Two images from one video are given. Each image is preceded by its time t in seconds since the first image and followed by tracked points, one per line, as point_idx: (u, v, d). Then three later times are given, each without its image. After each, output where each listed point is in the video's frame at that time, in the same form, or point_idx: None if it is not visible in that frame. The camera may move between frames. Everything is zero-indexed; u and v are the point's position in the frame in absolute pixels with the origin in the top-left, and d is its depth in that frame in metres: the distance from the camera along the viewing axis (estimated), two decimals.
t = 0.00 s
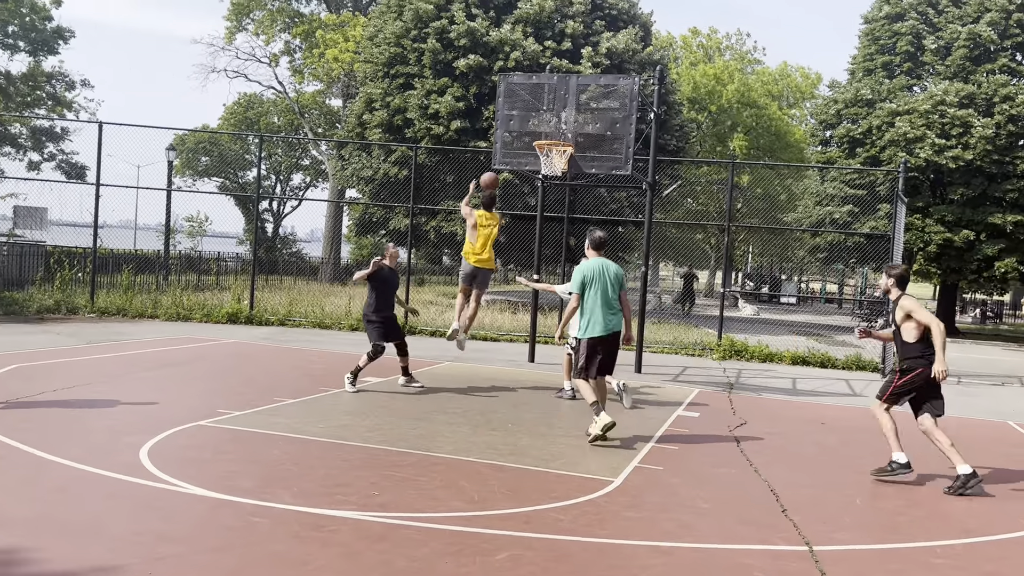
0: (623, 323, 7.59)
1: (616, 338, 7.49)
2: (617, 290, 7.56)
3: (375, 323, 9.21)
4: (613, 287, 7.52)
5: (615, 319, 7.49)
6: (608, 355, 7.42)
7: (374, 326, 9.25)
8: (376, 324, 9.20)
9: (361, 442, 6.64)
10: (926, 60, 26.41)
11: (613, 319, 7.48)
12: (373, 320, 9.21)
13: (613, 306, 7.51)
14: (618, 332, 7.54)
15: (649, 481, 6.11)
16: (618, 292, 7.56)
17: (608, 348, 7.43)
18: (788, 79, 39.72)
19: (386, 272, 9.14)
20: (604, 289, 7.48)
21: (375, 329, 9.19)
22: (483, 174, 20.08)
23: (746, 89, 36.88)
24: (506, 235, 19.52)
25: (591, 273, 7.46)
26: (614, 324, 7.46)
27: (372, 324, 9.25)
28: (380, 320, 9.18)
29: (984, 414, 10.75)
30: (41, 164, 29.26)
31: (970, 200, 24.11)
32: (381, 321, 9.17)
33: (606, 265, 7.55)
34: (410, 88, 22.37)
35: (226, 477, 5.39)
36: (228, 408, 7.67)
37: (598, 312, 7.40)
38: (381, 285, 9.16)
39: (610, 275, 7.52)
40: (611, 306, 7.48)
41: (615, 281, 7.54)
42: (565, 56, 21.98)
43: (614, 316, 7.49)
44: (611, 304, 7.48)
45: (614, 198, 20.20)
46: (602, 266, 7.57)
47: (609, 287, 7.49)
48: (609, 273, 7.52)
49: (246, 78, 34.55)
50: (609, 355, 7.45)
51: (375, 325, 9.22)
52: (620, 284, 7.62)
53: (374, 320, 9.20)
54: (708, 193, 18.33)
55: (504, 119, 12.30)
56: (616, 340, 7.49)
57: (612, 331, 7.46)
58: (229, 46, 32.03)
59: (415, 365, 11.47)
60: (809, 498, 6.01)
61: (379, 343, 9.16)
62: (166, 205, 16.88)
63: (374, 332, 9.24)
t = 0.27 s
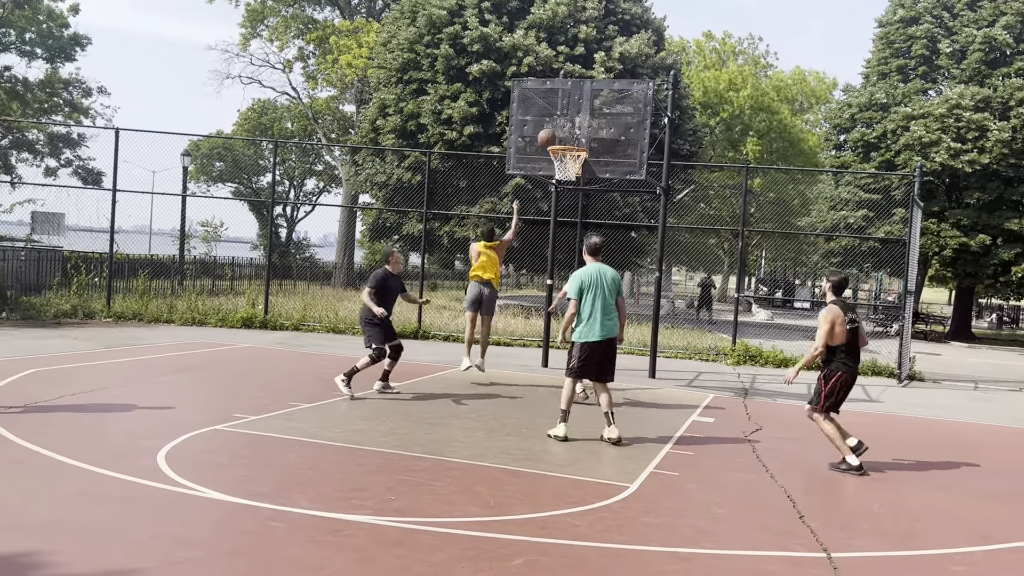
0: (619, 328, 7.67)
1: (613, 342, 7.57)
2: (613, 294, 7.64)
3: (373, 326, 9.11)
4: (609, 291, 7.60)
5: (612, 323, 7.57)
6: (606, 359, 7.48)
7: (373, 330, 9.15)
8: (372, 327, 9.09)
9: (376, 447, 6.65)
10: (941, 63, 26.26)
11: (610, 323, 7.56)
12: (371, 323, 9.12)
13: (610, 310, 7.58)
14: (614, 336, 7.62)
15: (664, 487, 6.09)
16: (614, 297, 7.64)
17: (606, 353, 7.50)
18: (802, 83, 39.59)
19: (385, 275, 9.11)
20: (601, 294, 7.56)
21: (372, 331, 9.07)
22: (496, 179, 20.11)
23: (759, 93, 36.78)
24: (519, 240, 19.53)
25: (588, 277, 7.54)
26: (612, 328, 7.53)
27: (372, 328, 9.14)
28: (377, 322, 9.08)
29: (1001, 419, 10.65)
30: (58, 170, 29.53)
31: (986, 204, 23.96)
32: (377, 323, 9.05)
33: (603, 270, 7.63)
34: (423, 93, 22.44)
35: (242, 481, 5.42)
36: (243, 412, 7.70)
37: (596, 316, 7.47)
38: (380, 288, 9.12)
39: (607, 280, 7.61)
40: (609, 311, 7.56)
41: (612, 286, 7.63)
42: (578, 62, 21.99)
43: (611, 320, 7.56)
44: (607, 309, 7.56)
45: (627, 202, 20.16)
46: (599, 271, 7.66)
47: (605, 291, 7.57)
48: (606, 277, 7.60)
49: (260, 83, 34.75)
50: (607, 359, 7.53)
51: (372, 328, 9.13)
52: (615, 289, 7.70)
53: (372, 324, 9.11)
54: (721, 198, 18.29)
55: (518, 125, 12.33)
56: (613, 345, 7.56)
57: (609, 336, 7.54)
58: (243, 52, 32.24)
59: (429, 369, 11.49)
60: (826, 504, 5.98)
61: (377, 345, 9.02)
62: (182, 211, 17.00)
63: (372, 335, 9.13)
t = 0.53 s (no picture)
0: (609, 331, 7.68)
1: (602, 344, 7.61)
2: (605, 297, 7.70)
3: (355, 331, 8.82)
4: (599, 295, 7.65)
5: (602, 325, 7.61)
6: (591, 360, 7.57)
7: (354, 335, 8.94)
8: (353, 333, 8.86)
9: (383, 451, 6.65)
10: (947, 66, 26.21)
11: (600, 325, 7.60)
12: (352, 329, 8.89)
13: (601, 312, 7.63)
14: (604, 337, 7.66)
15: (672, 491, 6.07)
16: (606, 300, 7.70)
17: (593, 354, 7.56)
18: (807, 86, 39.53)
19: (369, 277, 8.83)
20: (592, 296, 7.63)
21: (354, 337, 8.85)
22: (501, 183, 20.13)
23: (764, 97, 36.75)
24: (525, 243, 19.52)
25: (580, 279, 7.64)
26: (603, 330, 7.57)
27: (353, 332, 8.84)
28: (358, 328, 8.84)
29: (1010, 423, 10.60)
30: (64, 174, 29.60)
31: (993, 207, 23.90)
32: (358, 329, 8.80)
33: (595, 273, 7.71)
34: (428, 97, 22.47)
35: (250, 485, 5.41)
36: (250, 416, 7.70)
37: (585, 317, 7.54)
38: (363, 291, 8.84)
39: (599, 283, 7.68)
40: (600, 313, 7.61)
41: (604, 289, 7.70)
42: (583, 65, 22.00)
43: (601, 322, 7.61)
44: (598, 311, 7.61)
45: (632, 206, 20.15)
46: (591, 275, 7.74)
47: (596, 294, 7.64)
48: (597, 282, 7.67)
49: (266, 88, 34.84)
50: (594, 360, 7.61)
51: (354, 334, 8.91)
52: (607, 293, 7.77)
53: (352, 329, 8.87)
54: (727, 201, 18.25)
55: (523, 129, 12.31)
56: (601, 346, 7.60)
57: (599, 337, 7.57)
58: (249, 57, 32.33)
59: (434, 373, 11.48)
60: (836, 508, 5.95)
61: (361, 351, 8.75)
62: (188, 216, 17.02)
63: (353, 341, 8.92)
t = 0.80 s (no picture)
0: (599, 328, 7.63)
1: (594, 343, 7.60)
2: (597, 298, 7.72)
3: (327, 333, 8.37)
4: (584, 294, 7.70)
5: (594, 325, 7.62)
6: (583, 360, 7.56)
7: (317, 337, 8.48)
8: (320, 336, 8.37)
9: (382, 453, 6.66)
10: (943, 68, 26.29)
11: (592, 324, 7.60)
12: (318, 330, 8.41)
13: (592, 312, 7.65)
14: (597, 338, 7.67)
15: (671, 493, 6.08)
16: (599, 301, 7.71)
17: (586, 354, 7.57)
18: (804, 88, 39.60)
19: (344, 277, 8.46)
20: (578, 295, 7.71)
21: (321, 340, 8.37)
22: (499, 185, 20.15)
23: (760, 98, 36.81)
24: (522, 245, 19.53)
25: (570, 280, 7.72)
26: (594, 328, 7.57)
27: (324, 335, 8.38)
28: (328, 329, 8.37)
29: (1006, 423, 10.63)
30: (61, 177, 29.57)
31: (988, 208, 23.99)
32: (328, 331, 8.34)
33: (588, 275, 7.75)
34: (425, 99, 22.49)
35: (249, 488, 5.42)
36: (248, 419, 7.71)
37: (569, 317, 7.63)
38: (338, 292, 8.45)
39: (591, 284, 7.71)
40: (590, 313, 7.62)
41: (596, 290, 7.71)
42: (580, 67, 22.03)
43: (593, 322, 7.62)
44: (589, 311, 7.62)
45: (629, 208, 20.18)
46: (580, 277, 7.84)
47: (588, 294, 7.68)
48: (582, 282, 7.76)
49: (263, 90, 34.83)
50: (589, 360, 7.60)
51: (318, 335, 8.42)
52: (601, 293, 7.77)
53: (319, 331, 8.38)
54: (724, 203, 18.27)
55: (522, 130, 12.39)
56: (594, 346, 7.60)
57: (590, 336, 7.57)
58: (245, 60, 32.32)
59: (432, 375, 11.48)
60: (833, 510, 5.96)
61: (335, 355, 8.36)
62: (186, 218, 17.00)
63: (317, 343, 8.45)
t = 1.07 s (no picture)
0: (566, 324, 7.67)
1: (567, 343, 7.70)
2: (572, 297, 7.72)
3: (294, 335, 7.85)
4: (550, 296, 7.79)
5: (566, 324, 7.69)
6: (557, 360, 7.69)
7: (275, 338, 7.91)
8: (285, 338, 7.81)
9: (373, 454, 6.65)
10: (930, 68, 26.45)
11: (564, 325, 7.68)
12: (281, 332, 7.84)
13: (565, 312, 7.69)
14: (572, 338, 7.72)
15: (661, 492, 6.10)
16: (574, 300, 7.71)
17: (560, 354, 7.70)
18: (793, 87, 39.74)
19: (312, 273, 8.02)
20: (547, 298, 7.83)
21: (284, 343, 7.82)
22: (489, 185, 20.15)
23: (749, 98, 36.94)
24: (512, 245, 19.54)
25: (544, 281, 7.81)
26: (565, 329, 7.65)
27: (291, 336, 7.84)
28: (295, 332, 7.83)
29: (993, 421, 10.71)
30: (48, 178, 29.37)
31: (975, 207, 24.16)
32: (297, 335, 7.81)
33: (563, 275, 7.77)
34: (415, 100, 22.46)
35: (239, 490, 5.40)
36: (238, 421, 7.68)
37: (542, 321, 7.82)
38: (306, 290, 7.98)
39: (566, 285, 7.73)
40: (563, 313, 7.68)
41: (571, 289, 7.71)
42: (570, 67, 22.06)
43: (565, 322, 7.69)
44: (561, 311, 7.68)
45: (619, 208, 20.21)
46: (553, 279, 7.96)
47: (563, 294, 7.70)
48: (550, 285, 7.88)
49: (251, 90, 34.69)
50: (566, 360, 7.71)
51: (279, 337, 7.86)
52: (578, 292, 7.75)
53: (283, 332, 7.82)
54: (713, 203, 18.33)
55: (511, 131, 12.39)
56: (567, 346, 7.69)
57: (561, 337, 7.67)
58: (234, 60, 32.19)
59: (422, 376, 11.48)
60: (822, 508, 5.99)
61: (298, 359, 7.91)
62: (174, 218, 16.92)
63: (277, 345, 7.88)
